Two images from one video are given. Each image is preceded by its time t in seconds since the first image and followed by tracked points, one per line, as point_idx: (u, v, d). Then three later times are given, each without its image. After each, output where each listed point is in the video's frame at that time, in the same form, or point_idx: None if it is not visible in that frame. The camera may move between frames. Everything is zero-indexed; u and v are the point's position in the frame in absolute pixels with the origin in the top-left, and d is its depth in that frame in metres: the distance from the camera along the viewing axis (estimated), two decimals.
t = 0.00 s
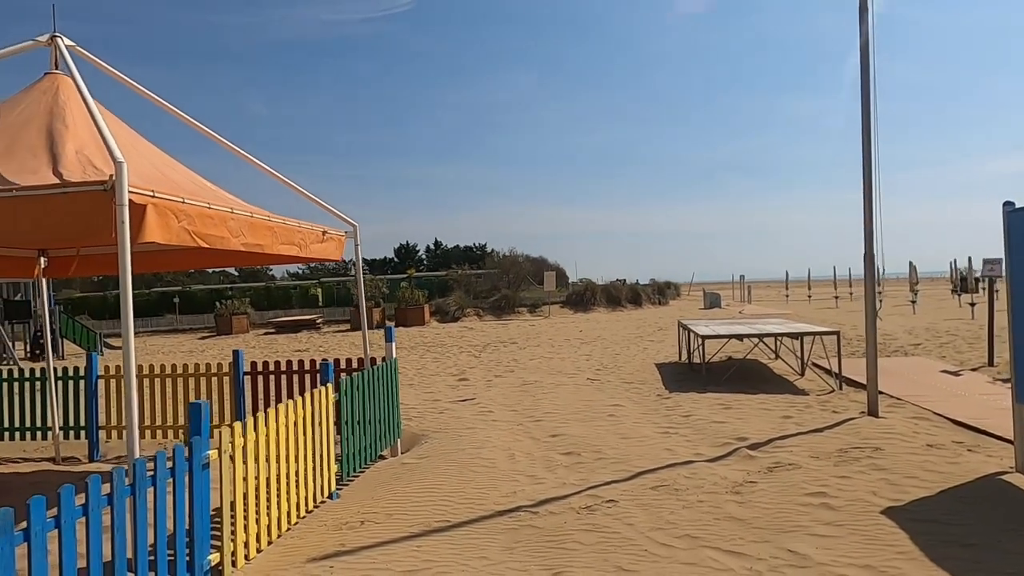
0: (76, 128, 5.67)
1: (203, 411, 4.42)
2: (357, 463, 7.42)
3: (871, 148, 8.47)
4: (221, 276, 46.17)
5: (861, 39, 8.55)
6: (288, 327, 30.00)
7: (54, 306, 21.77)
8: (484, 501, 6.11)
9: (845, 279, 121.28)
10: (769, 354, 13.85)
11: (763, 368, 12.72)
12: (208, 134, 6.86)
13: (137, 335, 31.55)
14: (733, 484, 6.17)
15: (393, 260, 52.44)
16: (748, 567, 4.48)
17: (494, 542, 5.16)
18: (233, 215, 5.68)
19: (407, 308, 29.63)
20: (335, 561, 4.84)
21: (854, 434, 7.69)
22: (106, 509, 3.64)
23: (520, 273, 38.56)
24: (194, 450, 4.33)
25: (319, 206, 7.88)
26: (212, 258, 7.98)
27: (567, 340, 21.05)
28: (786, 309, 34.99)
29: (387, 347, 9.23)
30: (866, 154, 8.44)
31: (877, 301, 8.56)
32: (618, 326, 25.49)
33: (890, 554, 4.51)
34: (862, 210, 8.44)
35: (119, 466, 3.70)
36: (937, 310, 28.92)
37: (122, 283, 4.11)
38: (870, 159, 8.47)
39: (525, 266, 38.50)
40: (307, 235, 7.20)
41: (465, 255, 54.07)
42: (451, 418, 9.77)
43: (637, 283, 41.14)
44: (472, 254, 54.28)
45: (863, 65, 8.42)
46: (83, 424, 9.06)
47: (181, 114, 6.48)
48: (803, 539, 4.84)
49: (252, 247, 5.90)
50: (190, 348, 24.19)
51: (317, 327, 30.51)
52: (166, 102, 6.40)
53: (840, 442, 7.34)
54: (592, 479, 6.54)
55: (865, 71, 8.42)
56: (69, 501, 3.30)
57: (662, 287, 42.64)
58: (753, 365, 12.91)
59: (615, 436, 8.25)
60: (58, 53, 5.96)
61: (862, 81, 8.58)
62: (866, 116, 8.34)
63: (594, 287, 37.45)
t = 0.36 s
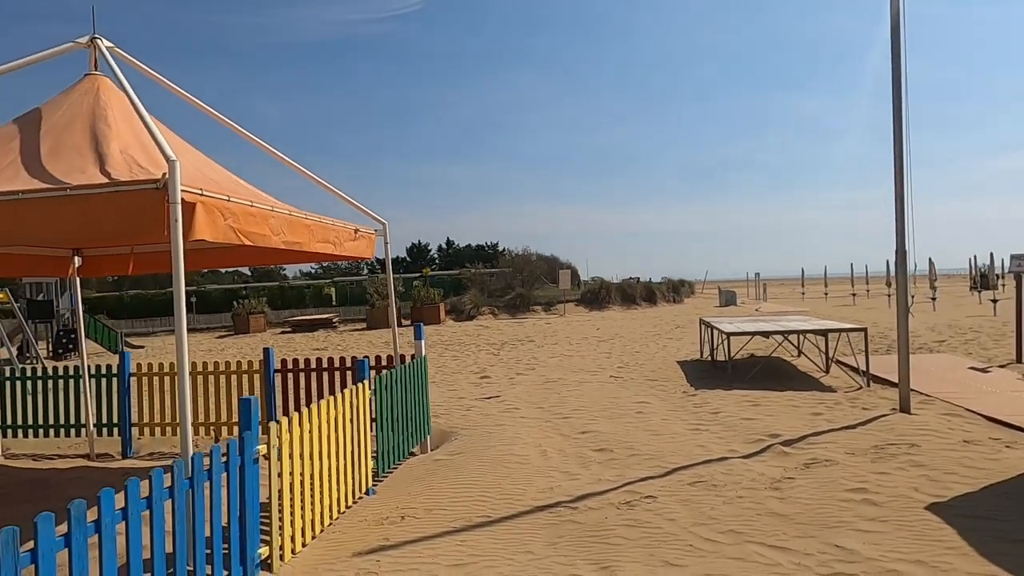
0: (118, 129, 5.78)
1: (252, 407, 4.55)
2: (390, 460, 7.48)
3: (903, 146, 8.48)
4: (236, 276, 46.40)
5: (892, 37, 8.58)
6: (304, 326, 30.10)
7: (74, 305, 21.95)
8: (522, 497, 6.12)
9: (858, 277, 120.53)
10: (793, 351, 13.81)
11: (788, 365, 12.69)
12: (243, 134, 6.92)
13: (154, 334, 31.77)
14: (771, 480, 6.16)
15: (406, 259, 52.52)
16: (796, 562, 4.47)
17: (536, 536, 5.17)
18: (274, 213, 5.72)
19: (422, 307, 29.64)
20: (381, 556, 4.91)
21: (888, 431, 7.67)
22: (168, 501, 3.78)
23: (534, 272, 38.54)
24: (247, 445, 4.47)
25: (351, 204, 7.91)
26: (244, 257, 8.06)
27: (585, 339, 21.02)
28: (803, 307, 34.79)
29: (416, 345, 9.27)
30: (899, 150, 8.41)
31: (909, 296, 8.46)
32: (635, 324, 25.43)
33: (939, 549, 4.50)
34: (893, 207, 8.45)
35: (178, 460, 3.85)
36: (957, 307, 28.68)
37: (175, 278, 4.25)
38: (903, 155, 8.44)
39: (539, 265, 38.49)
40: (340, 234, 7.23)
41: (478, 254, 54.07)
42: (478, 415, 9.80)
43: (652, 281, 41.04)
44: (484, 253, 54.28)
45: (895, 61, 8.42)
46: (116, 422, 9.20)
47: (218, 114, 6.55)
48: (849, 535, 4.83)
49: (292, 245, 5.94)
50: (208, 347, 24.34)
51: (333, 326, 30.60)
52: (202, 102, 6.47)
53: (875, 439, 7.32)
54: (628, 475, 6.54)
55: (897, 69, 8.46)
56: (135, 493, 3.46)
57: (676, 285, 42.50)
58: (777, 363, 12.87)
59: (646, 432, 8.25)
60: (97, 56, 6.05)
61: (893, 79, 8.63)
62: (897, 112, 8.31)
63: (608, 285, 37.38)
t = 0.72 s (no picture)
0: (148, 126, 5.81)
1: (287, 401, 4.58)
2: (418, 455, 7.47)
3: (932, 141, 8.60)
4: (252, 274, 46.62)
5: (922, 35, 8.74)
6: (321, 323, 30.20)
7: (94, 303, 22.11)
8: (552, 491, 6.09)
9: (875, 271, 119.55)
10: (817, 346, 13.72)
11: (812, 360, 12.61)
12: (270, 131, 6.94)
13: (173, 331, 32.00)
14: (804, 474, 6.09)
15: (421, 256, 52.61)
16: (837, 557, 4.41)
17: (570, 531, 5.13)
18: (304, 209, 5.72)
19: (439, 304, 29.63)
20: (416, 550, 4.90)
21: (920, 425, 7.60)
22: (210, 495, 3.83)
23: (549, 268, 38.50)
24: (282, 439, 4.51)
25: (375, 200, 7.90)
26: (269, 254, 8.08)
27: (603, 334, 20.96)
28: (822, 302, 34.53)
29: (440, 340, 9.24)
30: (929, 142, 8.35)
31: (939, 290, 8.60)
32: (652, 320, 25.33)
33: (984, 544, 4.43)
34: (923, 202, 8.53)
35: (220, 453, 3.89)
36: (979, 301, 28.38)
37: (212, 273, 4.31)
38: (933, 147, 8.38)
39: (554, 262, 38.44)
40: (366, 230, 7.22)
41: (492, 251, 54.03)
42: (502, 411, 9.77)
43: (668, 277, 40.90)
44: (498, 249, 54.25)
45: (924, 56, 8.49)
46: (144, 418, 9.27)
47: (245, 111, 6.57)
48: (889, 529, 4.76)
49: (321, 240, 5.94)
50: (227, 344, 24.46)
51: (349, 322, 30.67)
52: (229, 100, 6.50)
53: (908, 434, 7.24)
54: (658, 470, 6.49)
55: (926, 66, 8.59)
56: (179, 486, 3.49)
57: (692, 281, 42.32)
58: (801, 357, 12.78)
59: (673, 427, 8.20)
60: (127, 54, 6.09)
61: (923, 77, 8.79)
62: (927, 104, 8.25)
63: (624, 281, 37.29)
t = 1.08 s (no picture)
0: (153, 125, 5.73)
1: (296, 404, 4.49)
2: (426, 457, 7.38)
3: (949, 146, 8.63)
4: (256, 275, 46.58)
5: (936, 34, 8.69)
6: (326, 324, 30.14)
7: (99, 304, 22.07)
8: (564, 494, 5.99)
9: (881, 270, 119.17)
10: (827, 346, 13.62)
11: (823, 359, 12.50)
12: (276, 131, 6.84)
13: (179, 333, 31.99)
14: (821, 477, 5.97)
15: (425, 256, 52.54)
16: (859, 563, 4.30)
17: (584, 536, 5.03)
18: (311, 208, 5.63)
19: (444, 304, 29.51)
20: (427, 555, 4.80)
21: (936, 427, 7.49)
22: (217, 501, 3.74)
23: (553, 268, 38.39)
24: (290, 443, 4.42)
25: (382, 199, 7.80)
26: (275, 255, 7.99)
27: (609, 334, 20.86)
28: (829, 300, 34.36)
29: (448, 341, 9.14)
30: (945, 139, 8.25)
31: (956, 289, 8.44)
32: (658, 320, 25.19)
33: (1010, 549, 4.32)
34: (938, 201, 8.46)
35: (227, 458, 3.80)
36: (988, 300, 28.20)
37: (220, 275, 4.22)
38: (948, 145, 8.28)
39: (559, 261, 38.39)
40: (374, 229, 7.13)
41: (496, 251, 53.86)
42: (510, 412, 9.67)
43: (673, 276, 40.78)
44: (503, 249, 54.18)
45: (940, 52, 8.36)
46: (150, 419, 9.22)
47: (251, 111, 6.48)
48: (912, 534, 4.65)
49: (328, 240, 5.85)
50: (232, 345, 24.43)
51: (354, 323, 30.60)
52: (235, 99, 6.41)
53: (925, 435, 7.13)
54: (671, 473, 6.38)
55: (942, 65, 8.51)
56: (187, 492, 3.40)
57: (698, 280, 42.20)
58: (811, 357, 12.65)
59: (684, 428, 8.09)
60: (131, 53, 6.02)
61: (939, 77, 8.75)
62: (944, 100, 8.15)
63: (630, 281, 37.17)
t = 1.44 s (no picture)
0: (151, 123, 5.64)
1: (296, 407, 4.39)
2: (428, 461, 7.27)
3: (956, 146, 8.58)
4: (255, 277, 46.43)
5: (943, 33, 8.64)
6: (325, 325, 30.03)
7: (96, 306, 21.96)
8: (568, 499, 5.88)
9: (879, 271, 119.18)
10: (830, 347, 13.54)
11: (827, 361, 12.41)
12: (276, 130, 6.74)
13: (178, 335, 31.89)
14: (830, 480, 5.87)
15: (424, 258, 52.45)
16: (874, 569, 4.20)
17: (590, 541, 4.92)
18: (312, 208, 5.53)
19: (444, 305, 29.39)
20: (430, 561, 4.70)
21: (945, 428, 7.40)
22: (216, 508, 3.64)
23: (553, 270, 38.32)
24: (291, 447, 4.32)
25: (383, 199, 7.70)
26: (274, 256, 7.89)
27: (610, 336, 20.78)
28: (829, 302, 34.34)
29: (450, 343, 9.03)
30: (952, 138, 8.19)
31: (962, 289, 8.38)
32: (659, 321, 25.09)
33: None
34: (945, 201, 8.41)
35: (226, 463, 3.69)
36: (989, 300, 28.14)
37: (219, 276, 4.13)
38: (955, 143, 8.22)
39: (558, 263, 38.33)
40: (375, 230, 7.03)
41: (495, 252, 53.70)
42: (512, 414, 9.56)
43: (673, 277, 40.73)
44: (501, 250, 54.06)
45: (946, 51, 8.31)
46: (147, 423, 9.13)
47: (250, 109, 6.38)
48: (926, 539, 4.55)
49: (329, 240, 5.75)
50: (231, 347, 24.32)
51: (353, 325, 30.49)
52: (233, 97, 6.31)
53: (934, 438, 7.04)
54: (677, 476, 6.27)
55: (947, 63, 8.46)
56: (184, 498, 3.30)
57: (698, 281, 42.16)
58: (814, 359, 12.57)
59: (689, 431, 7.99)
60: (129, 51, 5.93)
61: (945, 77, 8.69)
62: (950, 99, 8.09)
63: (629, 282, 37.09)
